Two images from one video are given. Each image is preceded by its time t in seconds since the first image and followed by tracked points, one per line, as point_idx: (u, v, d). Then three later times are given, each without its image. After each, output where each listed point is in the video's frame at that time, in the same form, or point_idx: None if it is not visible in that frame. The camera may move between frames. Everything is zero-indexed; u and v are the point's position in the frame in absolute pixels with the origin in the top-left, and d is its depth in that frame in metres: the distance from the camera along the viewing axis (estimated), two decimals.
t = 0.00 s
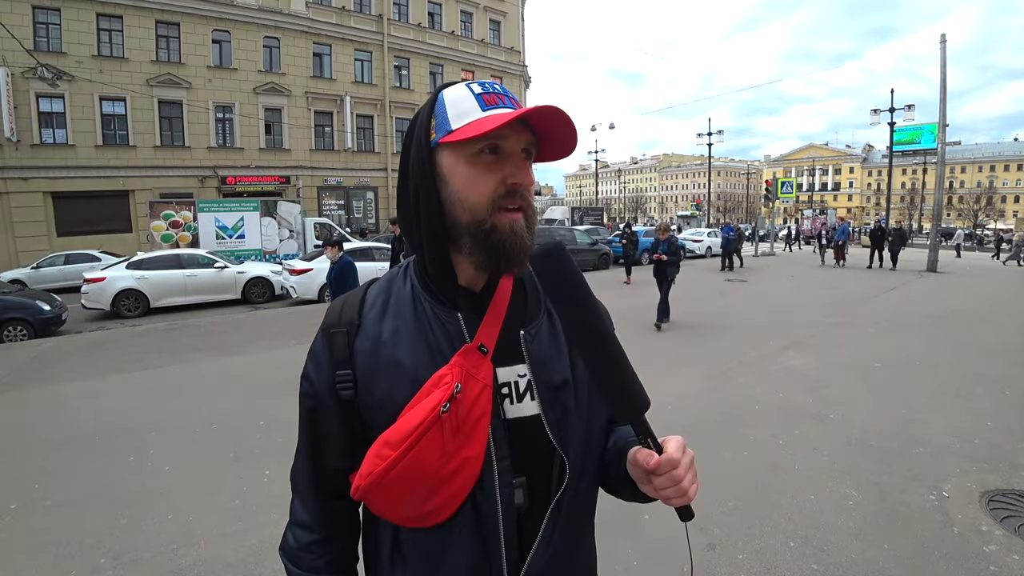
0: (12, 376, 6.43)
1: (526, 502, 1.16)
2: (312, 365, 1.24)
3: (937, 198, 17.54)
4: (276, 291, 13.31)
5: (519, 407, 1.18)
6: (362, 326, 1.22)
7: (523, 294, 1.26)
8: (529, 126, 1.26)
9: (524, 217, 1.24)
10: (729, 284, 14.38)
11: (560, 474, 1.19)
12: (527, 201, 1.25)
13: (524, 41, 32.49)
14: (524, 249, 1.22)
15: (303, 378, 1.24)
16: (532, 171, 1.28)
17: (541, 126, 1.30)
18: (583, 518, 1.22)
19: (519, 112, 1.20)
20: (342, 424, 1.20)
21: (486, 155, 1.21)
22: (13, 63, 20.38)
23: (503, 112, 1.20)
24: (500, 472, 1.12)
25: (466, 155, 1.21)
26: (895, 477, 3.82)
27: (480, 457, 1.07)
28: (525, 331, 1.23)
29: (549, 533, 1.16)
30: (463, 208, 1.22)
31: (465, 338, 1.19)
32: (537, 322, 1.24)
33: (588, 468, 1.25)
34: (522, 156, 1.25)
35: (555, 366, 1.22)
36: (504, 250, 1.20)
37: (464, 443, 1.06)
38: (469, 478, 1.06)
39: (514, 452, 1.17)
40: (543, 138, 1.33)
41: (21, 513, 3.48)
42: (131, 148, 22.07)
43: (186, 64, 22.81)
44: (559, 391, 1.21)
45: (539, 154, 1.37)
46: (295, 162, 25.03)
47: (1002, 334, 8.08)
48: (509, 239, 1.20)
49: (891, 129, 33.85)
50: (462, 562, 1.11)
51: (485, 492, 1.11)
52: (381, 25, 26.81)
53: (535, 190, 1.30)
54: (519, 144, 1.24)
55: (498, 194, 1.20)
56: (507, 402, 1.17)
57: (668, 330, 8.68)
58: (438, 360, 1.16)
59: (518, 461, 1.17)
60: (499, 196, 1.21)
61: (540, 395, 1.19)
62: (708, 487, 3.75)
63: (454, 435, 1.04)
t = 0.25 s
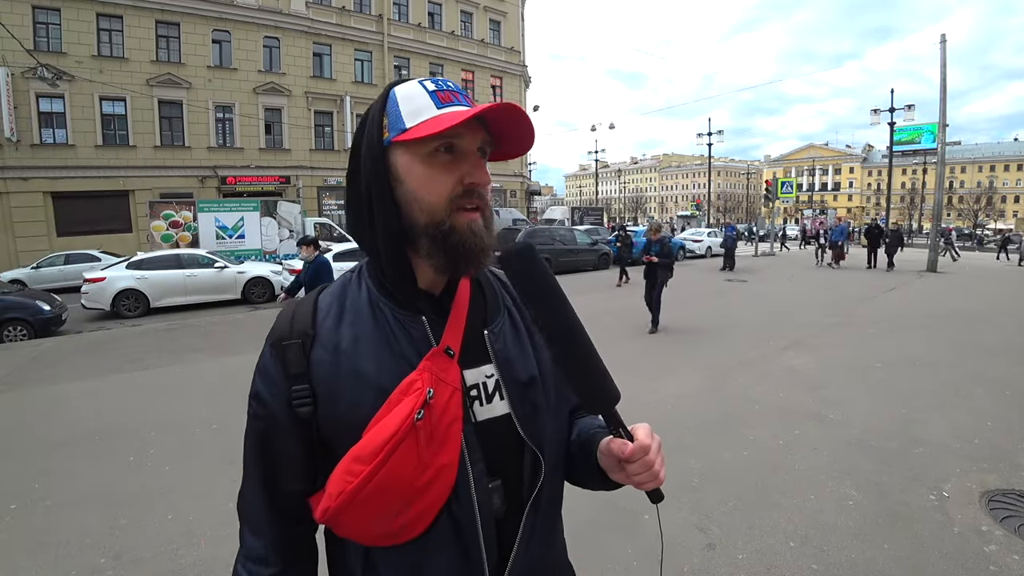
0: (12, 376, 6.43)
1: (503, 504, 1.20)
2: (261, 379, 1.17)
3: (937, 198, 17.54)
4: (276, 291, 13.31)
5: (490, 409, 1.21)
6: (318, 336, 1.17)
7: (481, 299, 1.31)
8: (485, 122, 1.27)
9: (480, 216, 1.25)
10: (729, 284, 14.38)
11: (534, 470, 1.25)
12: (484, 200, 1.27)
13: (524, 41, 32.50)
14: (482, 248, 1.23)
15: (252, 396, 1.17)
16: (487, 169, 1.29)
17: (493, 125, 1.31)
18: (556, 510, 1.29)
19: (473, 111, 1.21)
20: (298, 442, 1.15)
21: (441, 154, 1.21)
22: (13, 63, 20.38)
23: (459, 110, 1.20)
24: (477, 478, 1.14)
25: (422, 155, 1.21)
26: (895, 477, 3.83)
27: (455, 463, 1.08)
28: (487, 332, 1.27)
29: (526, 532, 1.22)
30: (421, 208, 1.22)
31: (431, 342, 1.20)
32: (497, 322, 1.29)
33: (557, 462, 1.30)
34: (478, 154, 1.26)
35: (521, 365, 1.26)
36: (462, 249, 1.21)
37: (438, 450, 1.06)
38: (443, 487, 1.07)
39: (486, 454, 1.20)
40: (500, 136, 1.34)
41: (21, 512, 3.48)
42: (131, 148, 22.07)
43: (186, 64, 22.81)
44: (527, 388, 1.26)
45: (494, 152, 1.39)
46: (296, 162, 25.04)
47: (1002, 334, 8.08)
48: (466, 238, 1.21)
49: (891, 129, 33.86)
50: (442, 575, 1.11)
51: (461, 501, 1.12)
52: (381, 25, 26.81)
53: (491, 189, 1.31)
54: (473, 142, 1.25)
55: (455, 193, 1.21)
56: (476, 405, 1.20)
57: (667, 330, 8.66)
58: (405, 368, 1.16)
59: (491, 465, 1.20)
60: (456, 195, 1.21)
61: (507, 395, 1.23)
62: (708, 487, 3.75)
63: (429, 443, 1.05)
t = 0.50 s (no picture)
0: (12, 376, 6.43)
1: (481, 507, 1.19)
2: (226, 384, 1.15)
3: (937, 198, 17.54)
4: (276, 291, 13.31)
5: (465, 411, 1.21)
6: (287, 337, 1.17)
7: (454, 298, 1.31)
8: (453, 123, 1.27)
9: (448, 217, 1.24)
10: (729, 284, 14.38)
11: (512, 472, 1.25)
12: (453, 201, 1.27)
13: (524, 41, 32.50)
14: (451, 249, 1.23)
15: (216, 401, 1.15)
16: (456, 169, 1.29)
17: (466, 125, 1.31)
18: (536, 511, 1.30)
19: (439, 111, 1.20)
20: (264, 447, 1.12)
21: (408, 155, 1.21)
22: (13, 63, 20.39)
23: (427, 109, 1.20)
24: (452, 480, 1.14)
25: (389, 155, 1.21)
26: (895, 477, 3.83)
27: (429, 466, 1.08)
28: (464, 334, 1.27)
29: (506, 535, 1.22)
30: (389, 210, 1.22)
31: (404, 343, 1.20)
32: (471, 322, 1.29)
33: (534, 463, 1.31)
34: (447, 155, 1.26)
35: (496, 365, 1.27)
36: (429, 251, 1.21)
37: (412, 453, 1.06)
38: (419, 490, 1.06)
39: (461, 457, 1.19)
40: (471, 137, 1.34)
41: (21, 512, 3.48)
42: (131, 148, 22.07)
43: (186, 64, 22.80)
44: (503, 389, 1.26)
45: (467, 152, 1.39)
46: (295, 162, 25.05)
47: (1002, 334, 8.07)
48: (434, 240, 1.21)
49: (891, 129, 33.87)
50: None
51: (438, 504, 1.12)
52: (381, 25, 26.82)
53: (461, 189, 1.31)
54: (443, 142, 1.25)
55: (422, 194, 1.21)
56: (451, 407, 1.19)
57: (667, 330, 8.65)
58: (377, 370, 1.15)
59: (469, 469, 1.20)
60: (423, 196, 1.22)
61: (484, 396, 1.23)
62: (708, 487, 3.75)
63: (402, 445, 1.04)
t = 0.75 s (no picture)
0: (12, 376, 6.44)
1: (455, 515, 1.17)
2: (212, 381, 1.18)
3: (937, 198, 17.54)
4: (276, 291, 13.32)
5: (442, 415, 1.20)
6: (267, 336, 1.18)
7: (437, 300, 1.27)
8: (423, 127, 1.26)
9: (414, 221, 1.22)
10: (729, 284, 14.38)
11: (491, 479, 1.24)
12: (416, 206, 1.22)
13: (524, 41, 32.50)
14: (417, 254, 1.20)
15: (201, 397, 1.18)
16: (429, 175, 1.28)
17: (437, 129, 1.31)
18: (516, 520, 1.28)
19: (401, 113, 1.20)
20: (246, 442, 1.15)
21: (371, 160, 1.22)
22: (13, 63, 20.39)
23: (384, 111, 1.21)
24: (425, 485, 1.13)
25: (354, 157, 1.22)
26: (895, 477, 3.82)
27: (399, 471, 1.06)
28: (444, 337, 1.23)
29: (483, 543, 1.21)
30: (352, 213, 1.22)
31: (380, 345, 1.19)
32: (455, 324, 1.26)
33: (515, 471, 1.29)
34: (414, 160, 1.25)
35: (477, 370, 1.25)
36: (390, 255, 1.19)
37: (382, 455, 1.04)
38: (389, 493, 1.05)
39: (436, 463, 1.19)
40: (447, 143, 1.33)
41: (21, 512, 3.48)
42: (131, 148, 22.07)
43: (186, 64, 22.80)
44: (484, 395, 1.25)
45: (447, 161, 1.38)
46: (295, 162, 25.05)
47: (1001, 334, 8.07)
48: (394, 244, 1.18)
49: (891, 129, 33.86)
50: None
51: (409, 507, 1.12)
52: (381, 25, 26.84)
53: (435, 195, 1.29)
54: (411, 146, 1.25)
55: (384, 197, 1.20)
56: (428, 411, 1.18)
57: (665, 330, 8.63)
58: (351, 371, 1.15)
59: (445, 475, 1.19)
60: (386, 199, 1.20)
61: (463, 401, 1.22)
62: (708, 487, 3.75)
63: (368, 447, 1.02)
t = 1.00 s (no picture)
0: (12, 376, 6.43)
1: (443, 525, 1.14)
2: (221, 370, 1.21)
3: (937, 198, 17.54)
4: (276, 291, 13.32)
5: (435, 421, 1.18)
6: (272, 331, 1.20)
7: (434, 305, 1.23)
8: (422, 125, 1.26)
9: (410, 219, 1.19)
10: (729, 284, 14.38)
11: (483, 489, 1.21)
12: (411, 204, 1.20)
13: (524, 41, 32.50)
14: (410, 252, 1.17)
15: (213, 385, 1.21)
16: (428, 173, 1.27)
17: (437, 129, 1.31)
18: (509, 531, 1.25)
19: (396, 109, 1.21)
20: (251, 435, 1.16)
21: (367, 158, 1.23)
22: (13, 63, 20.40)
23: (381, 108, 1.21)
24: (412, 489, 1.11)
25: (350, 155, 1.24)
26: (895, 477, 3.82)
27: (385, 472, 1.06)
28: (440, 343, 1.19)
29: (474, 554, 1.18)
30: (348, 211, 1.22)
31: (374, 345, 1.17)
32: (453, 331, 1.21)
33: (512, 483, 1.24)
34: (409, 157, 1.25)
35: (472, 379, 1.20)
36: (382, 253, 1.17)
37: (363, 458, 1.03)
38: (373, 492, 1.05)
39: (429, 467, 1.17)
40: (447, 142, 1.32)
41: (21, 512, 3.48)
42: (131, 148, 22.07)
43: (186, 64, 22.80)
44: (478, 404, 1.21)
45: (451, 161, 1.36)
46: (295, 162, 25.05)
47: (1001, 334, 8.07)
48: (386, 242, 1.17)
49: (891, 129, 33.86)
50: None
51: (394, 507, 1.10)
52: (381, 25, 26.84)
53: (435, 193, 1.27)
54: (407, 144, 1.25)
55: (377, 194, 1.19)
56: (421, 416, 1.17)
57: (665, 330, 8.62)
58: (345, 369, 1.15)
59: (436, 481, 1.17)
60: (381, 196, 1.19)
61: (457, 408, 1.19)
62: (708, 487, 3.75)
63: (350, 448, 1.02)
